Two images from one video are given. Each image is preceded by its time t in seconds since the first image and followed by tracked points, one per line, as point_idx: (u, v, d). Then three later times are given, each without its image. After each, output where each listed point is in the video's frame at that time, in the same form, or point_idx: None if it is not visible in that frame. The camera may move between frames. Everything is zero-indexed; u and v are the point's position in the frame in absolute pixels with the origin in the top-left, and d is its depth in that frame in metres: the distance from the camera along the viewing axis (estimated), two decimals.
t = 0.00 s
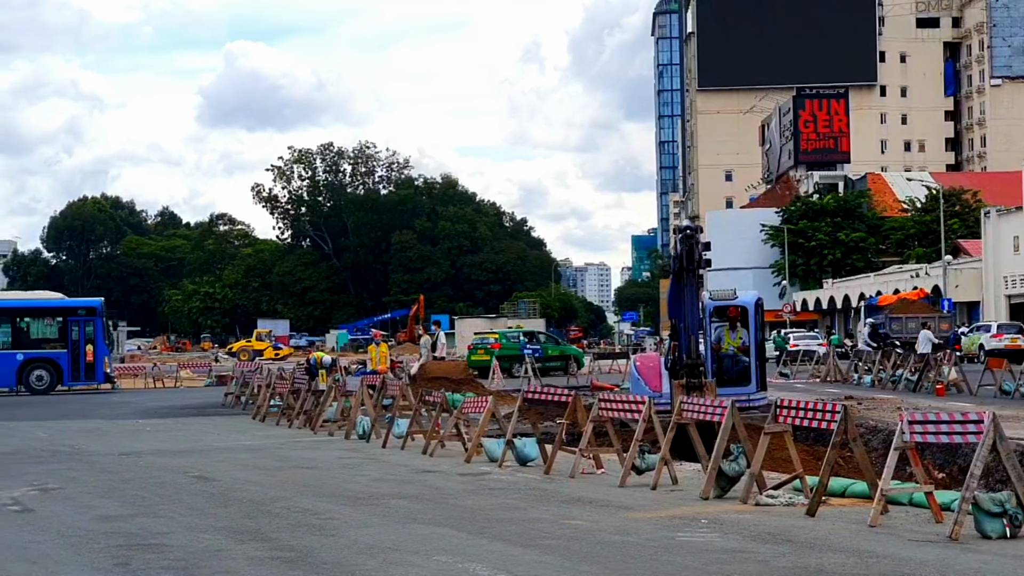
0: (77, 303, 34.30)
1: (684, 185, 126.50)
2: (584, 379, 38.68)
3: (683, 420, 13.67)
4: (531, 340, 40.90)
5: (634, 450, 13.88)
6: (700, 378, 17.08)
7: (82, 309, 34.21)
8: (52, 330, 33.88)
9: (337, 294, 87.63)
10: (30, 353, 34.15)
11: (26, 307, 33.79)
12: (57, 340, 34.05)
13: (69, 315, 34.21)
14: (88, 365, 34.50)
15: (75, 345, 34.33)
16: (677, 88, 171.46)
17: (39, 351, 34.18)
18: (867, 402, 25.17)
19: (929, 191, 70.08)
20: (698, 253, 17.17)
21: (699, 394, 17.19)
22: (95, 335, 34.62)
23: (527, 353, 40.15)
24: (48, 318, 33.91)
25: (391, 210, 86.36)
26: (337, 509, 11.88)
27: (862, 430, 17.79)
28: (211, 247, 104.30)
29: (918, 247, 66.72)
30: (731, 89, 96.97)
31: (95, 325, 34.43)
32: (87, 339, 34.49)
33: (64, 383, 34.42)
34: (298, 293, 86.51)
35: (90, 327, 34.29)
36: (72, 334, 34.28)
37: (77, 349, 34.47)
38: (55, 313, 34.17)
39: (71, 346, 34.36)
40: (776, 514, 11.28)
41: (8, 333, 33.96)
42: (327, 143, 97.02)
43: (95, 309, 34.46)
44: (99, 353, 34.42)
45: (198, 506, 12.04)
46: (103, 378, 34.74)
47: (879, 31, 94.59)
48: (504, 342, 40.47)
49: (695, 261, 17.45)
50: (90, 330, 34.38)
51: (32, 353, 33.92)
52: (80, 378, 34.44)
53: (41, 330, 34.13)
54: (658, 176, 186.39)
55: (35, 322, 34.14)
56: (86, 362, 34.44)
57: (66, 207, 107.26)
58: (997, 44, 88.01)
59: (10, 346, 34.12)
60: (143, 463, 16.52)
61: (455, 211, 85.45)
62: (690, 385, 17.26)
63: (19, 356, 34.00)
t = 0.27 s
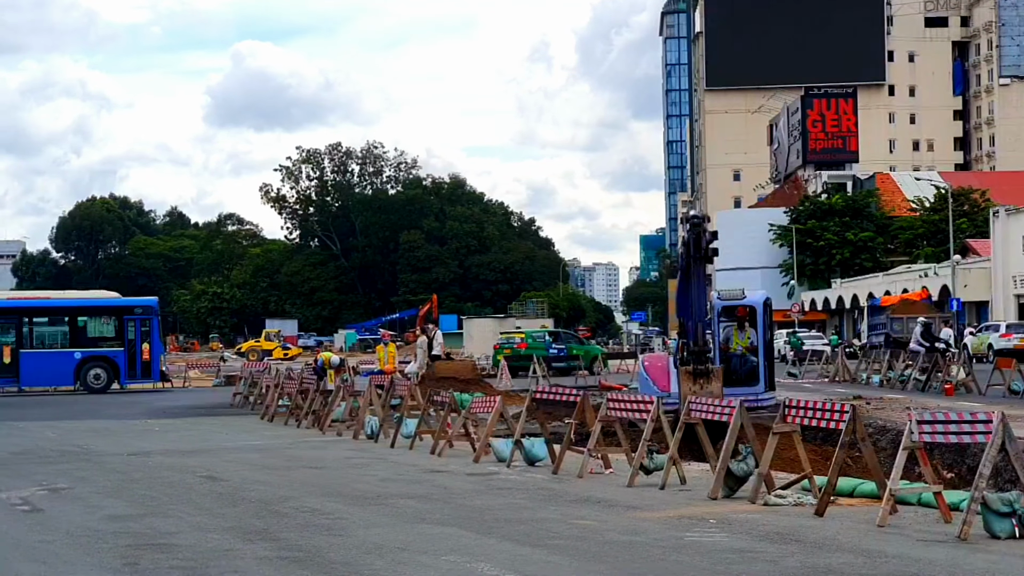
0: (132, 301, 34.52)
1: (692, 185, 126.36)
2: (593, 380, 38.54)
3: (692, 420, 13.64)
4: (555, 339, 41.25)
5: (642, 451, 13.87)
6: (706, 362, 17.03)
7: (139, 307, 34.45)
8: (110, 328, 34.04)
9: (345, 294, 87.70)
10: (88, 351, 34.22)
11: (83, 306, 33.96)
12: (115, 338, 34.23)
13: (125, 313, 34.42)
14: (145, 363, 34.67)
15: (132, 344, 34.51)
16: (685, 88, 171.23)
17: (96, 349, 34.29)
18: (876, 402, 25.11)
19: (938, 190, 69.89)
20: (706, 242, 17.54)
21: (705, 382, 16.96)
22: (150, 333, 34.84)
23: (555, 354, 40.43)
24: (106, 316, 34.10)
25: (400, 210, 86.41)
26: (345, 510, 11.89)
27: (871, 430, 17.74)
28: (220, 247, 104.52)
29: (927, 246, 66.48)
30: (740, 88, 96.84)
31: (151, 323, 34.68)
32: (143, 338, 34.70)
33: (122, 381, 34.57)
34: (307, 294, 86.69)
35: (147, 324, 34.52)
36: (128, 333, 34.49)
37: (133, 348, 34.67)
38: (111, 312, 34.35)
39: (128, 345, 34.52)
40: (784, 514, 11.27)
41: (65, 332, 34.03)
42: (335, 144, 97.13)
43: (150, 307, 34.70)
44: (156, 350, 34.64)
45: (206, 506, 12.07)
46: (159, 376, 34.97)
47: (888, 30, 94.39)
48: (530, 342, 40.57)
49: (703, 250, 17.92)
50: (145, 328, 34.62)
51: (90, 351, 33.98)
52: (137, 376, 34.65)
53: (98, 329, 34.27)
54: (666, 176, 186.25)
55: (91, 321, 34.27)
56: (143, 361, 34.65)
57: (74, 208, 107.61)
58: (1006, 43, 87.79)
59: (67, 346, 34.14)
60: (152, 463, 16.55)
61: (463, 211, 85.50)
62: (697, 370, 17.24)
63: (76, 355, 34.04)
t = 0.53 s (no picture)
0: (189, 301, 35.17)
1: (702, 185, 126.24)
2: (603, 380, 38.46)
3: (701, 421, 13.65)
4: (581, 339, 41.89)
5: (652, 451, 13.88)
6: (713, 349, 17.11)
7: (195, 306, 35.08)
8: (167, 327, 34.65)
9: (355, 294, 87.89)
10: (145, 350, 34.82)
11: (141, 305, 34.63)
12: (172, 337, 34.83)
13: (182, 312, 35.07)
14: (201, 362, 35.18)
15: (189, 343, 35.05)
16: (695, 88, 170.97)
17: (154, 348, 34.87)
18: (886, 402, 25.07)
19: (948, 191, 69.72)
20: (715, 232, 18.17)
21: (715, 369, 17.22)
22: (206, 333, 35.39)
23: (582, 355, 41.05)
24: (163, 315, 34.72)
25: (410, 211, 86.49)
26: (355, 510, 11.93)
27: (881, 431, 17.71)
28: (230, 248, 104.82)
29: (937, 246, 66.34)
30: (750, 89, 96.72)
31: (206, 322, 35.26)
32: (199, 336, 35.26)
33: (178, 380, 35.09)
34: (316, 294, 86.85)
35: (203, 323, 35.13)
36: (184, 332, 35.05)
37: (190, 348, 35.18)
38: (168, 311, 35.00)
39: (185, 344, 35.09)
40: (795, 515, 11.26)
41: (123, 331, 34.65)
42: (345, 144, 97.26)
43: (206, 306, 35.32)
44: (211, 349, 35.04)
45: (217, 506, 12.11)
46: (215, 374, 35.31)
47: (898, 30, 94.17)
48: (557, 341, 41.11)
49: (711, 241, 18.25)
50: (202, 328, 35.22)
51: (148, 349, 34.57)
52: (192, 374, 35.12)
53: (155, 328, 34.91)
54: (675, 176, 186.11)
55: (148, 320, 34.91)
56: (199, 359, 35.08)
57: (85, 208, 108.03)
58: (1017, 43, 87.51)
59: (125, 345, 34.78)
60: (162, 463, 16.62)
61: (472, 211, 85.52)
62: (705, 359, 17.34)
63: (135, 354, 34.62)
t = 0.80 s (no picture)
0: (246, 301, 36.32)
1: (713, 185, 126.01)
2: (615, 381, 38.67)
3: (713, 421, 13.65)
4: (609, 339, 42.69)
5: (663, 451, 13.88)
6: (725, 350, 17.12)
7: (252, 307, 36.23)
8: (224, 326, 35.73)
9: (367, 294, 88.10)
10: (203, 349, 35.80)
11: (199, 306, 35.67)
12: (229, 336, 35.90)
13: (238, 313, 36.20)
14: (257, 361, 36.23)
15: (245, 342, 36.11)
16: (707, 88, 170.61)
17: (211, 348, 35.87)
18: (899, 402, 25.01)
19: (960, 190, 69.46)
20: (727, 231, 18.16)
21: (726, 370, 17.26)
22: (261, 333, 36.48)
23: (608, 356, 41.71)
24: (221, 315, 35.83)
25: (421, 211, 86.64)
26: (368, 510, 11.96)
27: (894, 431, 17.68)
28: (242, 248, 105.12)
29: (950, 246, 66.05)
30: (761, 89, 96.60)
31: (262, 323, 36.39)
32: (255, 336, 36.34)
33: (235, 379, 36.03)
34: (327, 295, 87.02)
35: (259, 323, 36.24)
36: (241, 331, 36.16)
37: (246, 348, 36.25)
38: (224, 311, 36.08)
39: (241, 343, 36.14)
40: (807, 515, 11.26)
41: (181, 331, 35.64)
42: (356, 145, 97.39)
43: (261, 307, 36.50)
44: (268, 349, 36.20)
45: (229, 507, 12.16)
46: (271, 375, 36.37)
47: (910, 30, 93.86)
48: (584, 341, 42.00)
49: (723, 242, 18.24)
50: (257, 327, 36.34)
51: (207, 349, 35.61)
52: (249, 374, 36.11)
53: (212, 328, 35.94)
54: (687, 176, 185.91)
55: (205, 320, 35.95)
56: (256, 359, 36.20)
57: (97, 209, 108.54)
58: None
59: (183, 345, 35.70)
60: (175, 463, 16.70)
61: (484, 211, 85.59)
62: (717, 361, 17.32)
63: (193, 353, 35.57)
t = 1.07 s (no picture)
0: (301, 302, 36.54)
1: (726, 186, 125.75)
2: (627, 380, 39.06)
3: (726, 422, 13.63)
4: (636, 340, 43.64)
5: (675, 452, 13.88)
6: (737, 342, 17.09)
7: (307, 307, 36.46)
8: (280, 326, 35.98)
9: (378, 295, 88.17)
10: (260, 349, 36.05)
11: (255, 306, 35.98)
12: (286, 335, 36.15)
13: (294, 312, 36.44)
14: (312, 360, 36.36)
15: (301, 342, 36.32)
16: (719, 89, 170.25)
17: (269, 347, 36.11)
18: (912, 404, 24.96)
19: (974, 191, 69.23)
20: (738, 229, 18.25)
21: (738, 360, 17.13)
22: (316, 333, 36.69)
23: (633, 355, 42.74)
24: (278, 315, 36.10)
25: (434, 212, 86.69)
26: (380, 510, 12.00)
27: (907, 431, 17.64)
28: (254, 249, 105.37)
29: (963, 247, 65.79)
30: (774, 89, 96.40)
31: (318, 323, 36.62)
32: (311, 336, 36.55)
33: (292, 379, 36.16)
34: (339, 295, 87.13)
35: (314, 322, 36.48)
36: (298, 331, 36.41)
37: (303, 347, 36.43)
38: (280, 311, 36.35)
39: (298, 343, 36.35)
40: (820, 516, 11.24)
41: (239, 331, 35.94)
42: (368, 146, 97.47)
43: (317, 307, 36.72)
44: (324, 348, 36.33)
45: (242, 507, 12.21)
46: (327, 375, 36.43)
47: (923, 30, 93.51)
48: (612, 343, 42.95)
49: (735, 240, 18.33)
50: (312, 327, 36.59)
51: (263, 348, 35.84)
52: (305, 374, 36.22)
53: (269, 327, 36.21)
54: (699, 177, 185.60)
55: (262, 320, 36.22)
56: (313, 358, 36.33)
57: (111, 209, 108.95)
58: None
59: (241, 345, 35.96)
60: (188, 463, 16.78)
61: (496, 212, 85.58)
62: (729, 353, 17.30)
63: (250, 352, 35.84)
